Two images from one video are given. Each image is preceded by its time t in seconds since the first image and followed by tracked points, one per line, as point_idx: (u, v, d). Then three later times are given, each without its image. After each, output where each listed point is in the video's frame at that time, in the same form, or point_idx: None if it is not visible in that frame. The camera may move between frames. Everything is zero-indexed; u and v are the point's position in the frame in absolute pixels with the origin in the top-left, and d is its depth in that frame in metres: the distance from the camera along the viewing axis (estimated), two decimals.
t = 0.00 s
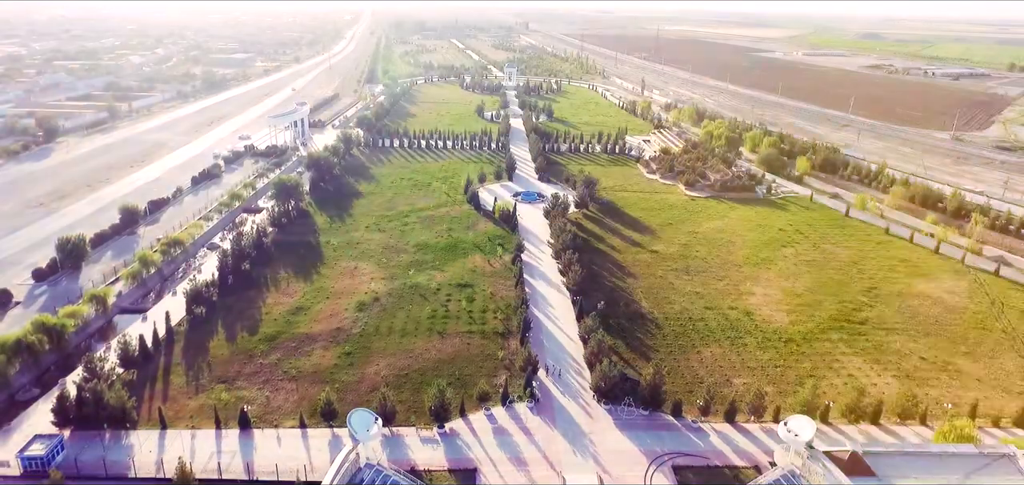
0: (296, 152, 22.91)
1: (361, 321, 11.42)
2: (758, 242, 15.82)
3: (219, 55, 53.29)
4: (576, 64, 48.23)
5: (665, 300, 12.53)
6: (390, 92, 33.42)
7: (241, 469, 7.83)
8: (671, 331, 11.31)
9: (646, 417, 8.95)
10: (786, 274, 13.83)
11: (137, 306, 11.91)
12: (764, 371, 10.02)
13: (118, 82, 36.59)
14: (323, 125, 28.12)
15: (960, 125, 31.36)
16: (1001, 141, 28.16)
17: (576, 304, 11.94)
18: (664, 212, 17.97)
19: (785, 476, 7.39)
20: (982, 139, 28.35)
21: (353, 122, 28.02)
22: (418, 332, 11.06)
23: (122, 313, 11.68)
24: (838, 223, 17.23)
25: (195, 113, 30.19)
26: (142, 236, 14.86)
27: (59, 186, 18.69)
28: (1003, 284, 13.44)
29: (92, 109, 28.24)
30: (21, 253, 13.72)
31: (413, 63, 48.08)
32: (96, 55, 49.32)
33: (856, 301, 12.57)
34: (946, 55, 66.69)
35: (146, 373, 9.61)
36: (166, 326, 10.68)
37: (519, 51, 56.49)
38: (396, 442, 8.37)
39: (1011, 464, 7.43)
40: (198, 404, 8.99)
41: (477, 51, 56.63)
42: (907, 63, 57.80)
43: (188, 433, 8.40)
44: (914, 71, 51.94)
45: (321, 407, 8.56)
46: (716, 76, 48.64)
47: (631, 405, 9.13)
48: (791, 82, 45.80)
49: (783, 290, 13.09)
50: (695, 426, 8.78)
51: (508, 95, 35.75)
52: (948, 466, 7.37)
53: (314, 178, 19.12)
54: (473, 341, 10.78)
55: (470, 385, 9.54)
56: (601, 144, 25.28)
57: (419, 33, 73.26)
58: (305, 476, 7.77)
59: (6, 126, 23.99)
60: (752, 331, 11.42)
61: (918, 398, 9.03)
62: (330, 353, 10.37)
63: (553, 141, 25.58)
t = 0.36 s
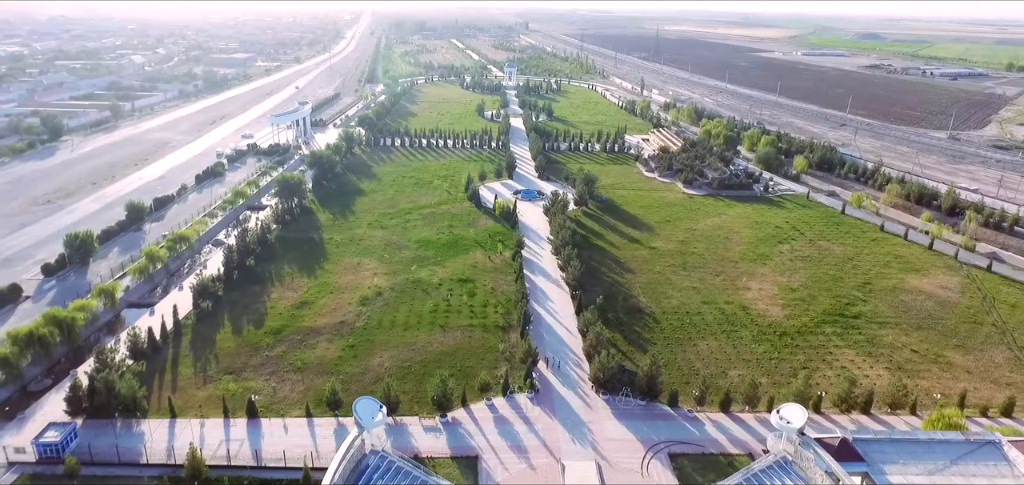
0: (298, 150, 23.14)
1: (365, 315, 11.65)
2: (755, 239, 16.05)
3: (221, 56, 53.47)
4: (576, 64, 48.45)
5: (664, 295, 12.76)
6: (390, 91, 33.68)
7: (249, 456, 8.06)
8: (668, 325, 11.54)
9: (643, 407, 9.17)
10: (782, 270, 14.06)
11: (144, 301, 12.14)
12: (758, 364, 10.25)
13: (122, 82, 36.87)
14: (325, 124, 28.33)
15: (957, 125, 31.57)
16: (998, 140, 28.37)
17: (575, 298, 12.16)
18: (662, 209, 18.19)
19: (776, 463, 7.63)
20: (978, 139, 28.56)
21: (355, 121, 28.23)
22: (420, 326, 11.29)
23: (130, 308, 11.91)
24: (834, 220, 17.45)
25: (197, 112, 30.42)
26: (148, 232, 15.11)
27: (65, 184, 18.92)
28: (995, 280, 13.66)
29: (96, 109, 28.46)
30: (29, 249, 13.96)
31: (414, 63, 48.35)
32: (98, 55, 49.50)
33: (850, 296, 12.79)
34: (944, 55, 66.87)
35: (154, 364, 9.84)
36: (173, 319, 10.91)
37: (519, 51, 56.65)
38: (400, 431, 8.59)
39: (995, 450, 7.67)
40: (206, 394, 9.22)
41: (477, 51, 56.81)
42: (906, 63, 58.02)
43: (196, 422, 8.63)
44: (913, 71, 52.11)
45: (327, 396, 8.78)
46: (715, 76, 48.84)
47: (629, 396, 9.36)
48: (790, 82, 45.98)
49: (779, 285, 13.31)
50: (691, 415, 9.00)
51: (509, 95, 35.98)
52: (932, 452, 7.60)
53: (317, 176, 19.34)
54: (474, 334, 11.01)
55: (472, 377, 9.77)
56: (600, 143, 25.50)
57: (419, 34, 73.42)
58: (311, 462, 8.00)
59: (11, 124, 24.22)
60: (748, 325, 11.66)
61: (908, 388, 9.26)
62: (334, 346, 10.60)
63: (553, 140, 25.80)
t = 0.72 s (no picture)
0: (300, 149, 23.36)
1: (368, 309, 11.87)
2: (752, 236, 16.27)
3: (222, 56, 53.66)
4: (576, 64, 48.66)
5: (662, 290, 12.99)
6: (391, 91, 33.88)
7: (257, 444, 8.28)
8: (665, 319, 11.77)
9: (641, 398, 9.40)
10: (778, 266, 14.28)
11: (151, 295, 12.37)
12: (754, 356, 10.48)
13: (124, 82, 37.04)
14: (326, 124, 28.55)
15: (955, 124, 31.79)
16: (994, 139, 28.56)
17: (575, 293, 12.39)
18: (660, 207, 18.41)
19: (770, 450, 7.87)
20: (975, 138, 28.77)
21: (356, 120, 28.45)
22: (422, 319, 11.52)
23: (137, 302, 12.14)
24: (830, 218, 17.67)
25: (199, 111, 30.64)
26: (153, 229, 15.32)
27: (70, 182, 19.14)
28: (988, 276, 13.88)
29: (98, 108, 28.68)
30: (37, 246, 14.17)
31: (415, 63, 48.56)
32: (99, 54, 49.72)
33: (844, 291, 13.02)
34: (944, 54, 67.03)
35: (163, 356, 10.07)
36: (180, 312, 11.14)
37: (520, 52, 56.78)
38: (403, 420, 8.82)
39: (981, 438, 8.04)
40: (214, 384, 9.44)
41: (478, 52, 56.96)
42: (904, 62, 58.16)
43: (205, 411, 8.86)
44: (911, 71, 52.32)
45: (332, 386, 9.01)
46: (715, 76, 49.02)
47: (627, 386, 9.59)
48: (788, 82, 46.17)
49: (775, 281, 13.54)
50: (687, 405, 9.23)
51: (509, 95, 36.20)
52: (922, 441, 7.95)
53: (318, 174, 19.56)
54: (475, 328, 11.23)
55: (473, 368, 10.00)
56: (599, 142, 25.71)
57: (420, 34, 73.67)
58: (318, 450, 8.23)
59: (15, 123, 24.43)
60: (744, 318, 11.89)
61: (899, 380, 9.48)
62: (338, 338, 10.82)
63: (553, 139, 26.01)
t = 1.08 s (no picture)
0: (302, 147, 23.58)
1: (371, 303, 12.09)
2: (749, 232, 16.48)
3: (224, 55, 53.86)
4: (576, 64, 48.96)
5: (660, 284, 13.21)
6: (393, 91, 34.10)
7: (264, 432, 8.51)
8: (663, 312, 11.98)
9: (638, 388, 9.63)
10: (775, 262, 14.50)
11: (158, 290, 12.60)
12: (750, 348, 10.70)
13: (126, 81, 37.24)
14: (328, 122, 28.77)
15: (952, 123, 32.01)
16: (991, 137, 28.77)
17: (574, 288, 12.61)
18: (659, 204, 18.63)
19: (764, 438, 8.10)
20: (972, 136, 28.97)
21: (358, 119, 28.67)
22: (424, 313, 11.74)
23: (144, 296, 12.37)
24: (827, 214, 17.89)
25: (202, 110, 30.87)
26: (159, 225, 15.54)
27: (76, 179, 19.36)
28: (981, 271, 14.10)
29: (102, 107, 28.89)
30: (45, 242, 14.38)
31: (416, 62, 48.77)
32: (101, 54, 49.90)
33: (839, 285, 13.25)
34: (944, 53, 66.98)
35: (171, 348, 10.30)
36: (187, 305, 11.36)
37: (520, 52, 56.91)
38: (407, 409, 9.04)
39: (969, 426, 8.31)
40: (222, 375, 9.66)
41: (479, 52, 57.11)
42: (903, 62, 58.40)
43: (213, 401, 9.08)
44: (910, 70, 52.55)
45: (337, 377, 9.23)
46: (714, 76, 49.33)
47: (625, 377, 9.81)
48: (787, 82, 46.39)
49: (771, 276, 13.77)
50: (684, 396, 9.46)
51: (510, 94, 36.42)
52: (912, 428, 8.24)
53: (321, 171, 19.77)
54: (477, 321, 11.46)
55: (475, 360, 10.22)
56: (599, 140, 25.92)
57: (420, 34, 73.87)
58: (323, 438, 8.46)
59: (20, 122, 24.64)
60: (740, 312, 12.11)
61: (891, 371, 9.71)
62: (342, 331, 11.05)
63: (552, 137, 26.23)
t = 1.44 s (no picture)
0: (304, 146, 23.80)
1: (374, 298, 12.31)
2: (747, 229, 16.71)
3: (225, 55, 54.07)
4: (576, 64, 49.16)
5: (658, 280, 13.43)
6: (394, 91, 34.32)
7: (272, 421, 8.73)
8: (661, 307, 12.20)
9: (636, 380, 9.85)
10: (771, 258, 14.72)
11: (164, 285, 12.82)
12: (746, 341, 10.92)
13: (129, 81, 37.45)
14: (330, 121, 28.99)
15: (950, 122, 32.24)
16: (988, 136, 28.98)
17: (573, 283, 12.83)
18: (658, 202, 18.85)
19: (759, 426, 8.33)
20: (969, 135, 29.19)
21: (360, 118, 28.89)
22: (427, 307, 11.95)
23: (151, 291, 12.59)
24: (823, 212, 18.11)
25: (204, 109, 31.09)
26: (164, 222, 15.76)
27: (81, 177, 19.57)
28: (974, 267, 14.32)
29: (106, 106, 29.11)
30: (53, 238, 14.60)
31: (416, 62, 48.99)
32: (103, 54, 50.16)
33: (835, 281, 13.47)
34: (944, 53, 67.15)
35: (179, 341, 10.51)
36: (194, 300, 11.58)
37: (520, 52, 57.08)
38: (410, 400, 9.25)
39: (959, 415, 8.60)
40: (229, 367, 9.88)
41: (478, 52, 57.33)
42: (902, 63, 58.59)
43: (221, 391, 9.30)
44: (908, 70, 52.78)
45: (342, 368, 9.45)
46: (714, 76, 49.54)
47: (623, 369, 10.03)
48: (786, 82, 46.61)
49: (768, 271, 13.99)
50: (681, 387, 9.67)
51: (510, 93, 36.65)
52: (902, 416, 8.52)
53: (323, 169, 19.99)
54: (478, 315, 11.68)
55: (476, 353, 10.45)
56: (598, 139, 26.14)
57: (420, 34, 74.06)
58: (329, 426, 8.68)
59: (25, 120, 24.86)
60: (737, 307, 12.33)
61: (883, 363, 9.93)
62: (346, 325, 11.27)
63: (553, 136, 26.46)
